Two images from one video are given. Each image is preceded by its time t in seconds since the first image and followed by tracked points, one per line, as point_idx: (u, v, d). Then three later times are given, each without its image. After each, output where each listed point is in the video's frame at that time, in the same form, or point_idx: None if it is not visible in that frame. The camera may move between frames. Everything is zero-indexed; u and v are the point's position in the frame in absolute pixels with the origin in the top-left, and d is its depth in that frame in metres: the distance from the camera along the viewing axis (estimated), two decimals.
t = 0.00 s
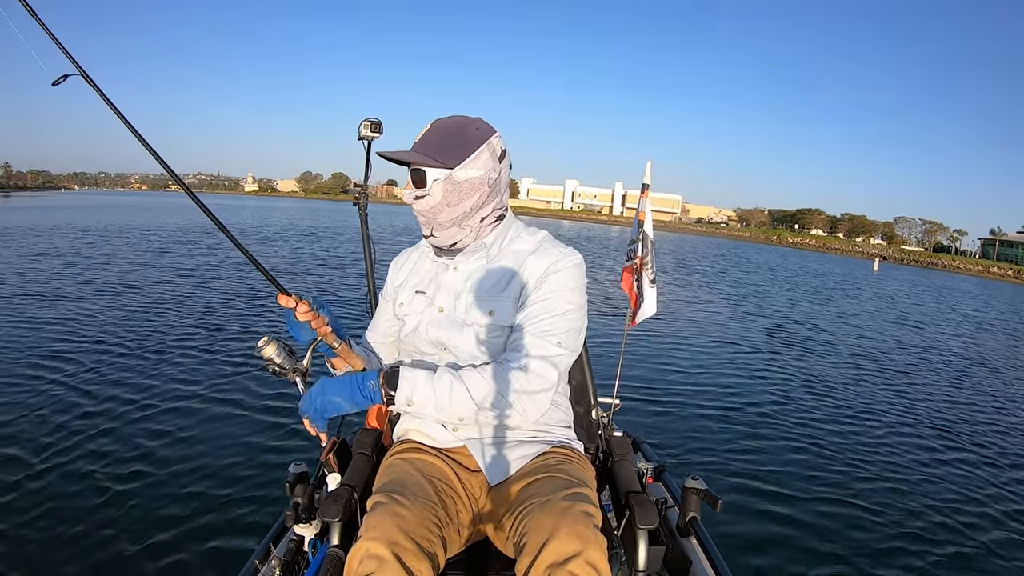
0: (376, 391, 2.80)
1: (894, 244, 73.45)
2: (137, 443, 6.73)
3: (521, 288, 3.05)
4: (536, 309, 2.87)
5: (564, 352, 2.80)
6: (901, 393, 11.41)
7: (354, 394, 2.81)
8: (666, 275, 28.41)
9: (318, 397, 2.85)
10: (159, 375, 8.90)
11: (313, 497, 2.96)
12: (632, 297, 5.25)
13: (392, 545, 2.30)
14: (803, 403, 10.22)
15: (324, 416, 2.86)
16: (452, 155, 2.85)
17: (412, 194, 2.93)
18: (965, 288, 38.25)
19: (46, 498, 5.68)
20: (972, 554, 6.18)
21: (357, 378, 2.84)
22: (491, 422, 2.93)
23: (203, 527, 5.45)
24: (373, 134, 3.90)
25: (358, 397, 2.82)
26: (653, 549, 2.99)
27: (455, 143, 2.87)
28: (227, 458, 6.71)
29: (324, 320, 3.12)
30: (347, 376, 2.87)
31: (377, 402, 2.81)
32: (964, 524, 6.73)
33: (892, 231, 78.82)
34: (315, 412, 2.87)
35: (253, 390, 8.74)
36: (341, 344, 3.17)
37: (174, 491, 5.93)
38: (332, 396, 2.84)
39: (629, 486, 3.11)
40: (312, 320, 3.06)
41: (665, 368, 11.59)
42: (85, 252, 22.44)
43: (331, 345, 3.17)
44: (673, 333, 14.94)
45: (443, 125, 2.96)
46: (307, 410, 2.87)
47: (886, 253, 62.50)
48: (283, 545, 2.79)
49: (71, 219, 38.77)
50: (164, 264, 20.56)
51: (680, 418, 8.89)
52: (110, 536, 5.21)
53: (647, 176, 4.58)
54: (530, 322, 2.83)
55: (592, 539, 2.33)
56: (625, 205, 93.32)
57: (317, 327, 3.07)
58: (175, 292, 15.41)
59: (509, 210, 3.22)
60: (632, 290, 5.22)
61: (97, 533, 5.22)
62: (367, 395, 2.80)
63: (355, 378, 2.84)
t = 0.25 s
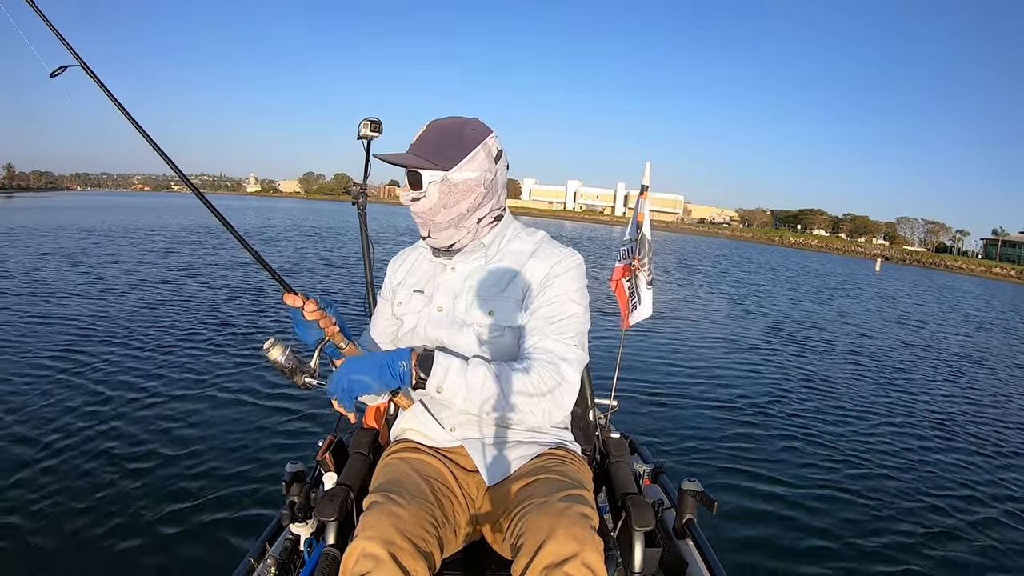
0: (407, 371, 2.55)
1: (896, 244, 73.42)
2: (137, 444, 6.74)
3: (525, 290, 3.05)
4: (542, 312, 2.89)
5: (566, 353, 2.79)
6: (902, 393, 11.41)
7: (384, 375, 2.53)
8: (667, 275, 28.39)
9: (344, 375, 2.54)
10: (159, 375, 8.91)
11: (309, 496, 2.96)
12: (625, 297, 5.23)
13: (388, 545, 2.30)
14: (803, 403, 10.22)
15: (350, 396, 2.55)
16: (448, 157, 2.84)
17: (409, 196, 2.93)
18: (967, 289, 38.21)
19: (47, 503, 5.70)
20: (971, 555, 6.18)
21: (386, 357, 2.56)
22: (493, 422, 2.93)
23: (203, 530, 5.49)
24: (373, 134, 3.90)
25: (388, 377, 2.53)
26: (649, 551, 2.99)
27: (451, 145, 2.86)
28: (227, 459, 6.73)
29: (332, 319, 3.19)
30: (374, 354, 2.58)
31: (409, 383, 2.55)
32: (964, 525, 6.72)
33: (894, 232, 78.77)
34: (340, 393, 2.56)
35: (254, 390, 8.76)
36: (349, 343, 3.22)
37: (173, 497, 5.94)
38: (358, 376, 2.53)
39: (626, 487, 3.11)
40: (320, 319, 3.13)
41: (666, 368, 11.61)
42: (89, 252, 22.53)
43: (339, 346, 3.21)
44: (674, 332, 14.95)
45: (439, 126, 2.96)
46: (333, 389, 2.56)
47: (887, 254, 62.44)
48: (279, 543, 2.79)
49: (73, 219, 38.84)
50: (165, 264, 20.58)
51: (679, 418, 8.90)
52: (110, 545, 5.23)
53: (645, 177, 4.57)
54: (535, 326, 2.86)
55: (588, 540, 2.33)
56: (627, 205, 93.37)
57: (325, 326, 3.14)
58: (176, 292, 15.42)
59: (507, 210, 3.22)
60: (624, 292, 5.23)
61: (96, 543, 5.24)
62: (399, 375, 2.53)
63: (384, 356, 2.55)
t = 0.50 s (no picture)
0: (410, 357, 2.53)
1: (899, 243, 73.36)
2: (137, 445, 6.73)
3: (527, 290, 3.03)
4: (545, 312, 2.88)
5: (569, 353, 2.78)
6: (904, 392, 11.38)
7: (385, 359, 2.52)
8: (669, 274, 28.35)
9: (345, 354, 2.55)
10: (160, 376, 8.90)
11: (308, 495, 2.96)
12: (623, 299, 5.21)
13: (387, 544, 2.29)
14: (805, 402, 10.21)
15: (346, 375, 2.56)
16: (452, 158, 2.83)
17: (411, 196, 2.92)
18: (970, 288, 38.13)
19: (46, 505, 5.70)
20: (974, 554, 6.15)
21: (392, 339, 2.54)
22: (496, 421, 2.91)
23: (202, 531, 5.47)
24: (374, 134, 3.88)
25: (389, 361, 2.52)
26: (648, 552, 2.96)
27: (455, 145, 2.85)
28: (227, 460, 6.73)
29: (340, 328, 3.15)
30: (379, 336, 2.57)
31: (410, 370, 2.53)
32: (967, 525, 6.69)
33: (897, 231, 78.69)
34: (339, 371, 2.57)
35: (255, 390, 8.77)
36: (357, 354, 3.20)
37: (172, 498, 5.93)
38: (359, 356, 2.53)
39: (624, 488, 3.10)
40: (329, 329, 3.08)
41: (668, 367, 11.59)
42: (92, 252, 22.57)
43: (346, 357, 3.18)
44: (676, 332, 14.94)
45: (442, 126, 2.95)
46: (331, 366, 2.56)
47: (890, 253, 62.31)
48: (278, 541, 2.77)
49: (75, 220, 38.90)
50: (167, 264, 20.59)
51: (681, 417, 8.87)
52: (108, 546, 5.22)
53: (645, 179, 4.55)
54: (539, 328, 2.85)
55: (588, 541, 2.31)
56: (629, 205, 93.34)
57: (335, 336, 3.11)
58: (178, 292, 15.42)
59: (509, 211, 3.21)
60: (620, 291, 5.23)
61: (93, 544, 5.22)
62: (401, 360, 2.51)
63: (389, 339, 2.54)
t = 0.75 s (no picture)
0: (381, 362, 2.55)
1: (902, 241, 73.20)
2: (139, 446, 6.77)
3: (520, 289, 3.05)
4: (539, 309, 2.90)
5: (559, 351, 2.84)
6: (907, 390, 11.35)
7: (356, 364, 2.52)
8: (671, 273, 28.36)
9: (315, 358, 2.55)
10: (162, 377, 8.95)
11: (304, 495, 2.98)
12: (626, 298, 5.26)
13: (382, 544, 2.31)
14: (807, 400, 10.20)
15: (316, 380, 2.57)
16: (448, 157, 2.85)
17: (409, 196, 2.94)
18: (975, 286, 37.99)
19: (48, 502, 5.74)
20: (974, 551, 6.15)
21: (363, 343, 2.55)
22: (498, 423, 2.92)
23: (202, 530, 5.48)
24: (373, 133, 3.90)
25: (359, 365, 2.52)
26: (643, 552, 2.98)
27: (452, 145, 2.87)
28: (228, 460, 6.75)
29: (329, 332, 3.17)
30: (350, 339, 2.58)
31: (382, 375, 2.55)
32: (967, 521, 6.69)
33: (900, 229, 78.49)
34: (309, 374, 2.57)
35: (256, 391, 8.79)
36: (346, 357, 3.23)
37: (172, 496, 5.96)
38: (330, 360, 2.54)
39: (621, 488, 3.11)
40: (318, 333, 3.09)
41: (669, 365, 11.59)
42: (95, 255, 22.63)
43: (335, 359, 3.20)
44: (678, 330, 14.93)
45: (439, 126, 2.97)
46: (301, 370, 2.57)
47: (893, 251, 62.25)
48: (274, 541, 2.79)
49: (80, 223, 39.11)
50: (170, 265, 20.68)
51: (682, 416, 8.88)
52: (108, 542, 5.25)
53: (644, 179, 4.55)
54: (534, 324, 2.87)
55: (583, 542, 2.33)
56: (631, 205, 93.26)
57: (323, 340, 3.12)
58: (181, 294, 15.49)
59: (506, 210, 3.22)
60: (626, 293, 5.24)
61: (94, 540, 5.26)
62: (372, 364, 2.52)
63: (359, 343, 2.55)
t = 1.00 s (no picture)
0: (376, 362, 2.56)
1: (905, 238, 73.06)
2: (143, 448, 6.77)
3: (519, 289, 3.04)
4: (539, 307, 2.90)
5: (557, 348, 2.82)
6: (911, 386, 11.31)
7: (351, 364, 2.53)
8: (673, 271, 28.34)
9: (309, 355, 2.54)
10: (165, 380, 8.96)
11: (309, 497, 2.98)
12: (637, 298, 5.20)
13: (387, 545, 2.30)
14: (810, 396, 10.17)
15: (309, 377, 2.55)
16: (448, 157, 2.84)
17: (409, 196, 2.93)
18: (978, 282, 37.88)
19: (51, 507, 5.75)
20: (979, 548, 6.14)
21: (358, 343, 2.56)
22: (503, 423, 2.91)
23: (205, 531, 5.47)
24: (372, 134, 3.89)
25: (354, 364, 2.53)
26: (649, 549, 2.97)
27: (451, 145, 2.87)
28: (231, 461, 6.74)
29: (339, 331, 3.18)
30: (347, 340, 2.58)
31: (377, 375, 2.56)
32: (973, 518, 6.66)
33: (902, 226, 78.32)
34: (302, 371, 2.55)
35: (259, 392, 8.79)
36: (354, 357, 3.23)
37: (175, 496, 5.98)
38: (326, 358, 2.53)
39: (625, 486, 3.11)
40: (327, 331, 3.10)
41: (673, 363, 11.56)
42: (98, 257, 22.67)
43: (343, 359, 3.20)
44: (681, 328, 14.91)
45: (439, 126, 2.96)
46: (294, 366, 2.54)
47: (896, 248, 62.15)
48: (279, 543, 2.79)
49: (83, 225, 39.18)
50: (174, 267, 20.73)
51: (685, 414, 8.86)
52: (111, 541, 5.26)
53: (644, 176, 4.54)
54: (533, 321, 2.86)
55: (588, 540, 2.32)
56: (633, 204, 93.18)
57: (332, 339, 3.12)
58: (184, 295, 15.53)
59: (507, 210, 3.21)
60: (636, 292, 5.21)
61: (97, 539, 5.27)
62: (367, 364, 2.53)
63: (355, 344, 2.56)
